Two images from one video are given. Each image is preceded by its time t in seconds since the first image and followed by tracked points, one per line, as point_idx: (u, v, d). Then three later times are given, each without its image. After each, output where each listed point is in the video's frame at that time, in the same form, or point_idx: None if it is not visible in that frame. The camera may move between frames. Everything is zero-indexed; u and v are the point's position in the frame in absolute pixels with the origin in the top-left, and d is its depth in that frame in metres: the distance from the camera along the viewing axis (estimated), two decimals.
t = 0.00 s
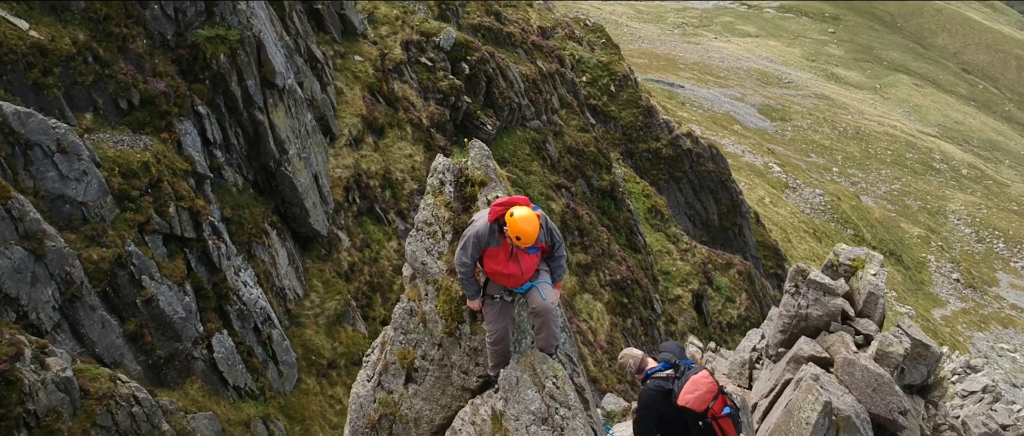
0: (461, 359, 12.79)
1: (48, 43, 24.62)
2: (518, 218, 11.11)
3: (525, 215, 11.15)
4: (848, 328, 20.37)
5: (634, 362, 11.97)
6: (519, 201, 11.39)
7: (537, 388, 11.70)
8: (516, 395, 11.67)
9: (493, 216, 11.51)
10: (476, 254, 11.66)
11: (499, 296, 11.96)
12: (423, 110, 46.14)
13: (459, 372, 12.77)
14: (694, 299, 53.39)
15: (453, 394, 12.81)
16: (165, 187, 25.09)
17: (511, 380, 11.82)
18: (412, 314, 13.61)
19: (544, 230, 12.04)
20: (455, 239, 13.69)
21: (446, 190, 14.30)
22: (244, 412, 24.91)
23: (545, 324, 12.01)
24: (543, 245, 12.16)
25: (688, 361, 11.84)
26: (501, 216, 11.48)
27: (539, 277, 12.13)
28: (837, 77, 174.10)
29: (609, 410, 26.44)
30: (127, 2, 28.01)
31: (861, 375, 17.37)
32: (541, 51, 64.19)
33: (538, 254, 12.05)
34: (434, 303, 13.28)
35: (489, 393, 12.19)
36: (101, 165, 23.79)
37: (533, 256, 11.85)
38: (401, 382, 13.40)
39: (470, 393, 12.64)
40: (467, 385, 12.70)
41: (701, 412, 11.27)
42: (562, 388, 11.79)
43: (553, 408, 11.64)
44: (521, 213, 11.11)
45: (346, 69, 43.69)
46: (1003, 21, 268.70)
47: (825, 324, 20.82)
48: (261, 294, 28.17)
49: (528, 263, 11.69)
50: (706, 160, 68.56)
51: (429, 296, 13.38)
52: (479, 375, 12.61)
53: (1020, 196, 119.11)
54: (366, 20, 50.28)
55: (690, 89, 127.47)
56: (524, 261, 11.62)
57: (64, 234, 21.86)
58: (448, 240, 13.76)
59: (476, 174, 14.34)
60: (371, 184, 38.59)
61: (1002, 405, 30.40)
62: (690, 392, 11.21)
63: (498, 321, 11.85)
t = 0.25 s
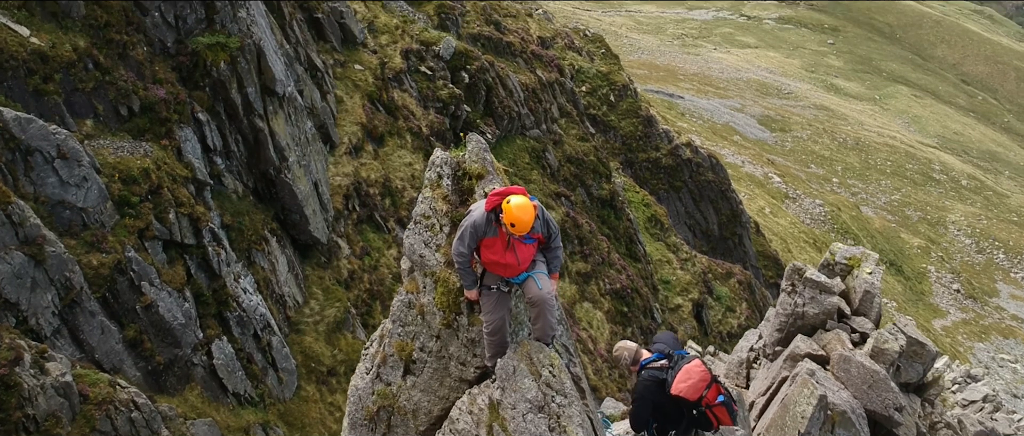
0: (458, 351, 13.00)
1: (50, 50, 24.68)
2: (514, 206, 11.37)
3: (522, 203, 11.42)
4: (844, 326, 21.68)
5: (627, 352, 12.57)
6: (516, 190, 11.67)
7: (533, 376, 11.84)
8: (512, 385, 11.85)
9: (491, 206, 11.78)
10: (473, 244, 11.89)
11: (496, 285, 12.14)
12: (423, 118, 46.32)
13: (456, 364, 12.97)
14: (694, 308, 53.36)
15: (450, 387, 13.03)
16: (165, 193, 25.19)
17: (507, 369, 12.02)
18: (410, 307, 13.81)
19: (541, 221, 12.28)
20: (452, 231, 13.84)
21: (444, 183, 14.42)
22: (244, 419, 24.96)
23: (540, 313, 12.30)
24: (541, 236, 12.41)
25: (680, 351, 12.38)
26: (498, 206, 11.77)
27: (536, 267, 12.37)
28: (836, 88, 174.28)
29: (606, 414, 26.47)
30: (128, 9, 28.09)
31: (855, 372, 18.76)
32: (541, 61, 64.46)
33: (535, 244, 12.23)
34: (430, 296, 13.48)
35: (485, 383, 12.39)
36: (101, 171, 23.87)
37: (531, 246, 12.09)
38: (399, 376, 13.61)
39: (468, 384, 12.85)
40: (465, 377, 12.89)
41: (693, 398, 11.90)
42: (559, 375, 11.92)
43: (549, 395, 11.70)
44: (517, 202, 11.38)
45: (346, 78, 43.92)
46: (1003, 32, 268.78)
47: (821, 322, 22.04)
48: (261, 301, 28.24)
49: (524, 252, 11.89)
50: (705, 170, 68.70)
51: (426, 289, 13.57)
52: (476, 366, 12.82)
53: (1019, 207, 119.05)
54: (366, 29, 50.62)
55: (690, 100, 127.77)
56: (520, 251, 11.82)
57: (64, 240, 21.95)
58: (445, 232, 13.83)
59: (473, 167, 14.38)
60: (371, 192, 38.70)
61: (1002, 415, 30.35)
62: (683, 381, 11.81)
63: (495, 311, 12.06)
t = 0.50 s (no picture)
0: (457, 343, 13.45)
1: (51, 56, 24.78)
2: (512, 195, 11.78)
3: (520, 192, 11.83)
4: (840, 325, 22.31)
5: (624, 343, 13.20)
6: (514, 180, 12.08)
7: (530, 364, 12.29)
8: (510, 373, 12.30)
9: (489, 195, 12.18)
10: (472, 233, 12.32)
11: (494, 275, 12.57)
12: (423, 126, 46.46)
13: (455, 355, 13.43)
14: (694, 316, 53.19)
15: (448, 377, 13.48)
16: (165, 199, 25.30)
17: (505, 358, 12.46)
18: (409, 300, 14.28)
19: (538, 211, 12.70)
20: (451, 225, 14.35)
21: (443, 178, 14.94)
22: (243, 424, 24.94)
23: (536, 303, 12.75)
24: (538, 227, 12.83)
25: (676, 343, 13.02)
26: (496, 196, 12.17)
27: (533, 258, 12.79)
28: (836, 98, 174.25)
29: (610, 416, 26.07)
30: (129, 16, 28.18)
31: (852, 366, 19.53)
32: (541, 69, 64.68)
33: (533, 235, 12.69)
34: (429, 289, 13.94)
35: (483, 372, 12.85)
36: (101, 176, 23.96)
37: (528, 236, 12.50)
38: (398, 367, 14.06)
39: (466, 374, 13.31)
40: (463, 368, 13.36)
41: (691, 386, 12.32)
42: (555, 363, 12.37)
43: (546, 383, 12.15)
44: (515, 191, 11.79)
45: (347, 86, 44.13)
46: (1003, 42, 268.67)
47: (817, 319, 22.65)
48: (260, 307, 28.27)
49: (521, 243, 12.34)
50: (705, 179, 68.75)
51: (425, 281, 14.06)
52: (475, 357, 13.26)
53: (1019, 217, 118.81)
54: (366, 38, 50.91)
55: (690, 110, 127.84)
56: (517, 241, 12.28)
57: (64, 245, 22.01)
58: (444, 225, 14.36)
59: (472, 160, 14.98)
60: (371, 200, 38.78)
61: (1002, 424, 30.21)
62: (680, 369, 12.26)
63: (493, 300, 12.51)
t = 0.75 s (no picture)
0: (456, 334, 13.67)
1: (52, 62, 24.87)
2: (513, 183, 11.96)
3: (520, 181, 12.02)
4: (837, 321, 24.10)
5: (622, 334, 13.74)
6: (514, 169, 12.27)
7: (529, 354, 12.34)
8: (509, 364, 12.42)
9: (489, 185, 12.37)
10: (471, 223, 12.54)
11: (494, 266, 12.78)
12: (423, 135, 46.57)
13: (455, 347, 13.65)
14: (693, 325, 53.11)
15: (448, 369, 13.71)
16: (166, 205, 25.37)
17: (504, 348, 12.57)
18: (408, 292, 14.54)
19: (538, 201, 12.89)
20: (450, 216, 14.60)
21: (443, 169, 15.22)
22: (242, 430, 24.91)
23: (536, 289, 12.84)
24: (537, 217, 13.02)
25: (674, 333, 13.59)
26: (496, 185, 12.36)
27: (532, 248, 13.01)
28: (835, 108, 174.31)
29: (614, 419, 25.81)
30: (130, 23, 28.27)
31: (849, 363, 21.12)
32: (540, 78, 64.88)
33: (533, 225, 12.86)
34: (430, 280, 14.18)
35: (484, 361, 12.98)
36: (102, 182, 24.03)
37: (527, 225, 12.70)
38: (398, 359, 14.32)
39: (466, 364, 13.49)
40: (463, 359, 13.58)
41: (690, 374, 12.88)
42: (555, 350, 12.38)
43: (545, 370, 12.17)
44: (515, 179, 11.97)
45: (346, 94, 44.29)
46: (1002, 53, 268.53)
47: (815, 317, 24.47)
48: (260, 314, 28.28)
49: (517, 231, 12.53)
50: (704, 188, 68.81)
51: (425, 273, 14.31)
52: (476, 347, 13.41)
53: (1019, 228, 118.71)
54: (366, 46, 51.18)
55: (689, 120, 128.07)
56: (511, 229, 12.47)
57: (65, 250, 22.08)
58: (444, 216, 14.63)
59: (471, 152, 15.27)
60: (370, 207, 38.86)
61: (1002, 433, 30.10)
62: (679, 359, 12.82)
63: (492, 290, 12.71)
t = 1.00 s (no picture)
0: (458, 324, 13.89)
1: (54, 68, 24.94)
2: (512, 163, 12.44)
3: (519, 160, 12.51)
4: (836, 318, 24.86)
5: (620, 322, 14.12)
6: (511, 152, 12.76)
7: (530, 342, 12.85)
8: (511, 351, 12.83)
9: (488, 171, 12.83)
10: (471, 210, 12.96)
11: (493, 254, 13.20)
12: (422, 144, 46.69)
13: (456, 338, 13.85)
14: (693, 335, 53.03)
15: (449, 360, 13.84)
16: (166, 211, 25.42)
17: (505, 335, 12.98)
18: (409, 282, 14.60)
19: (536, 188, 13.39)
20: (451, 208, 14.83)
21: (443, 161, 15.45)
22: None
23: (536, 279, 13.43)
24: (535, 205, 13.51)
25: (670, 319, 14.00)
26: (494, 171, 12.83)
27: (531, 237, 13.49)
28: (835, 120, 174.46)
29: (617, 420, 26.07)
30: (131, 29, 28.37)
31: (847, 359, 22.18)
32: (539, 88, 65.00)
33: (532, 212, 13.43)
34: (432, 270, 14.34)
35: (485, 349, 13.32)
36: (103, 188, 24.08)
37: (525, 212, 13.17)
38: (397, 349, 14.27)
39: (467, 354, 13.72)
40: (463, 349, 13.78)
41: (684, 360, 13.28)
42: (555, 339, 12.97)
43: (546, 359, 12.71)
44: (514, 159, 12.45)
45: (346, 102, 44.40)
46: (1001, 66, 268.74)
47: (814, 314, 25.21)
48: (259, 321, 28.24)
49: (520, 219, 13.08)
50: (704, 199, 68.85)
51: (426, 263, 14.49)
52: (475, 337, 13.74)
53: (1018, 240, 118.78)
54: (366, 55, 51.29)
55: (688, 132, 128.18)
56: (515, 217, 13.02)
57: (65, 255, 22.12)
58: (444, 208, 14.89)
59: (472, 143, 15.54)
60: (370, 216, 38.91)
61: None
62: (673, 345, 13.23)
63: (492, 278, 13.10)
